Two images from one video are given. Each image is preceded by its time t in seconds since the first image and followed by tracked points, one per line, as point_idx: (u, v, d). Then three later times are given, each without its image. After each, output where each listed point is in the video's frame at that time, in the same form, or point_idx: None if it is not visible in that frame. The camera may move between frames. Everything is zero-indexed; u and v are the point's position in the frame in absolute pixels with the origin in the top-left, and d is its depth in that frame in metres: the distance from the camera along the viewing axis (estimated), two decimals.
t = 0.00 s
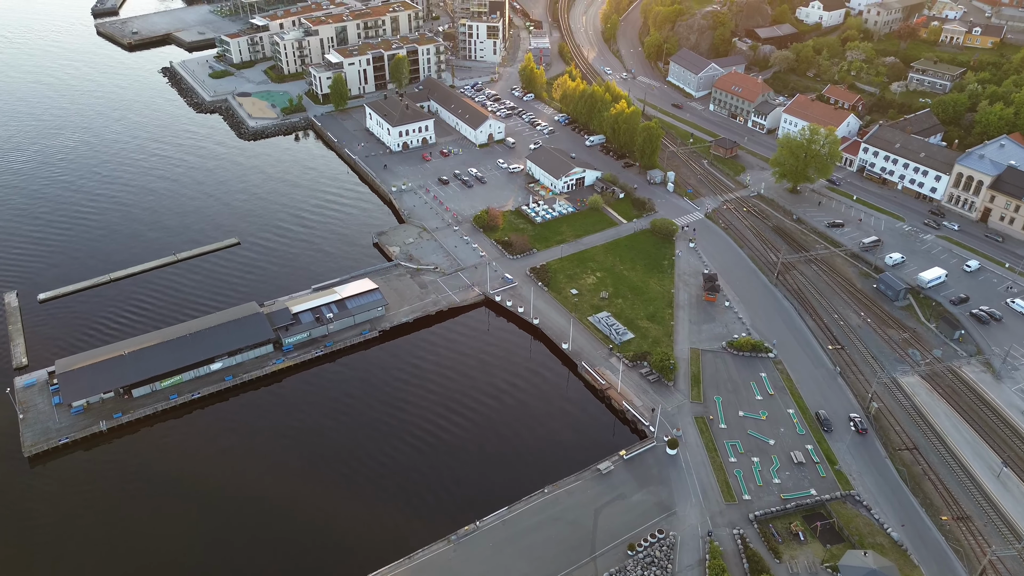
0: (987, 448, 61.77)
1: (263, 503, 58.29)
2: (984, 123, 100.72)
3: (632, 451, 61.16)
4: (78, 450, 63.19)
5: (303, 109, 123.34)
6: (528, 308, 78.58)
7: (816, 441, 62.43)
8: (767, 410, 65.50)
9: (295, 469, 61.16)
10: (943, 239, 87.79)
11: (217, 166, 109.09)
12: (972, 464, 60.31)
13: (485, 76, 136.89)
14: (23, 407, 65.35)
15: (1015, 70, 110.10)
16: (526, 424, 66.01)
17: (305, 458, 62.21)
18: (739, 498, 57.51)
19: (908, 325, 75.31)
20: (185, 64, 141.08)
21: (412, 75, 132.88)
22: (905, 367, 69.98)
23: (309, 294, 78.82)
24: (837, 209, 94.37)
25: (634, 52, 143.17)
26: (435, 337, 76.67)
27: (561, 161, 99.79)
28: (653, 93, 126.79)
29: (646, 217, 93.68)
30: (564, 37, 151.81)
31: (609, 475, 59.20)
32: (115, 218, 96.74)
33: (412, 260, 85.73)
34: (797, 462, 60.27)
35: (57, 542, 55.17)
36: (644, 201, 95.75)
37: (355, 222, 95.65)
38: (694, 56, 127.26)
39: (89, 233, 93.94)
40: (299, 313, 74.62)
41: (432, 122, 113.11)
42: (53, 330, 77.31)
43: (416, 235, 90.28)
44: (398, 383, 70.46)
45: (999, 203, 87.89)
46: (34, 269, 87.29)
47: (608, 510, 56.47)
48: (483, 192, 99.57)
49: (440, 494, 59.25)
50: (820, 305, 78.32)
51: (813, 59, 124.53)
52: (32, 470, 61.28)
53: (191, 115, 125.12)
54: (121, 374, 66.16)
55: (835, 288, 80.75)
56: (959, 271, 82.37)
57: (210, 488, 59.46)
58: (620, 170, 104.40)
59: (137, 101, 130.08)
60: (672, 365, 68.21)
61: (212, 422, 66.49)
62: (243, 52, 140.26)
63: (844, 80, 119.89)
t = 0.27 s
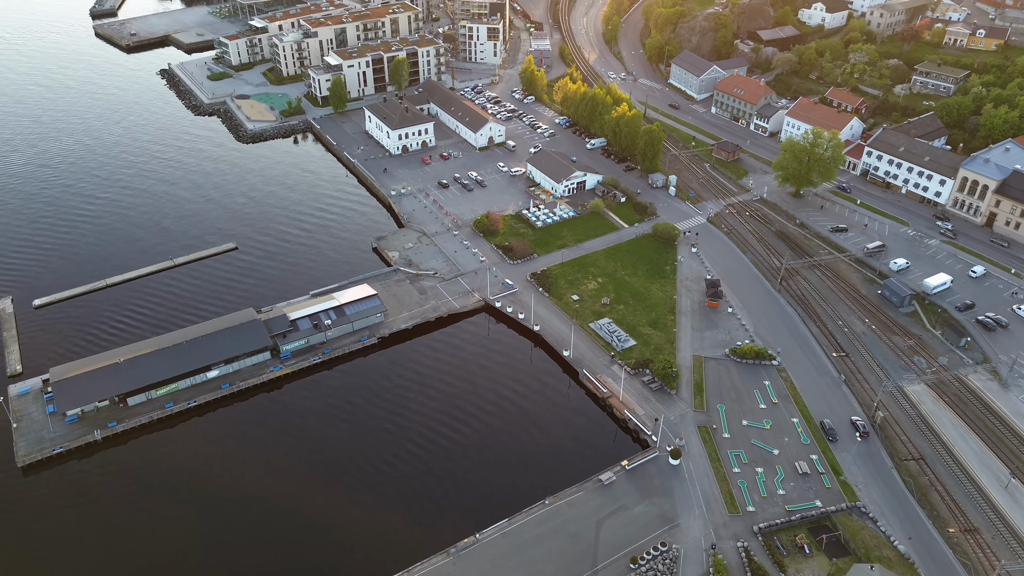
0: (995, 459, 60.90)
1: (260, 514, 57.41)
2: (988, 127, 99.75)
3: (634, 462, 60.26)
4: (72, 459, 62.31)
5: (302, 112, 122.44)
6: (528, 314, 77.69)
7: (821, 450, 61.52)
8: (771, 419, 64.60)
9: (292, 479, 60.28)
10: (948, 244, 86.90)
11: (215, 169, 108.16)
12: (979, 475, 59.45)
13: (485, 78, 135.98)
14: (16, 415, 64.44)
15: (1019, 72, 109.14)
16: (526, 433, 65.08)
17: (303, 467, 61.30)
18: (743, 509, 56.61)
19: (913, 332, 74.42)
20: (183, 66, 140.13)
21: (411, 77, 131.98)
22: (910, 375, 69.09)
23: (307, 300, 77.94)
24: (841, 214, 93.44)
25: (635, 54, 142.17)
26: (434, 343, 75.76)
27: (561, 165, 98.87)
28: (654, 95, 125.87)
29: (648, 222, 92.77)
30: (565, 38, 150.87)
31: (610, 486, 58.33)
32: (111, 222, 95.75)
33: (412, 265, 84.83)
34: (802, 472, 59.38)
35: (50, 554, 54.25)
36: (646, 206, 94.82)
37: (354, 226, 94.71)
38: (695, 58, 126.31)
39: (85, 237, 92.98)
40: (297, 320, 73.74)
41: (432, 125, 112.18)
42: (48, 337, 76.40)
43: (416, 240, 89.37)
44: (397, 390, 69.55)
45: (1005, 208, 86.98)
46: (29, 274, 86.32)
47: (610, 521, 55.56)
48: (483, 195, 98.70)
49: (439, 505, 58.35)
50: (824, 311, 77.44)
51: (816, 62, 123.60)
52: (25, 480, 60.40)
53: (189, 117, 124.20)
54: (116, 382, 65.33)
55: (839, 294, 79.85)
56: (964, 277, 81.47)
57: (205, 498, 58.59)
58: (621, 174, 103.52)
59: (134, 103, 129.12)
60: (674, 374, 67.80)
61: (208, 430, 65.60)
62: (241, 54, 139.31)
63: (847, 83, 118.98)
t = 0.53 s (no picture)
0: (1002, 467, 60.06)
1: (257, 522, 56.54)
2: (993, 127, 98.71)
3: (636, 469, 59.40)
4: (67, 467, 61.49)
5: (301, 112, 121.48)
6: (529, 318, 76.83)
7: (826, 458, 60.65)
8: (775, 425, 63.71)
9: (290, 486, 59.41)
10: (953, 246, 85.99)
11: (213, 170, 107.21)
12: (986, 483, 58.59)
13: (485, 77, 134.99)
14: (11, 422, 63.59)
15: None
16: (527, 439, 64.17)
17: (300, 474, 60.41)
18: (747, 518, 55.75)
19: (918, 336, 73.54)
20: (181, 66, 139.14)
21: (411, 77, 130.98)
22: (916, 381, 68.21)
23: (305, 304, 77.05)
24: (845, 216, 92.51)
25: (637, 53, 141.17)
26: (434, 347, 74.88)
27: (562, 166, 97.93)
28: (656, 95, 124.87)
29: (650, 224, 91.87)
30: (566, 38, 149.81)
31: (612, 495, 57.48)
32: (107, 224, 94.80)
33: (411, 268, 83.95)
34: (806, 480, 58.52)
35: (42, 563, 53.35)
36: (647, 207, 93.88)
37: (353, 228, 93.80)
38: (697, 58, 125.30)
39: (82, 238, 92.02)
40: (295, 324, 72.88)
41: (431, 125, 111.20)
42: (43, 341, 75.52)
43: (415, 242, 88.46)
44: (396, 396, 68.64)
45: (1011, 210, 86.03)
46: (24, 276, 85.38)
47: (612, 531, 54.74)
48: (483, 197, 97.79)
49: (438, 514, 57.43)
50: (828, 315, 76.55)
51: (819, 61, 122.60)
52: (19, 488, 59.54)
53: (187, 117, 123.25)
54: (112, 388, 64.50)
55: (844, 298, 78.95)
56: (970, 281, 80.55)
57: (201, 506, 57.75)
58: (623, 175, 102.61)
59: (132, 102, 128.16)
60: (677, 380, 66.94)
61: (204, 437, 64.72)
62: (240, 53, 138.33)
63: (850, 83, 118.00)
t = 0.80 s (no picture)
0: (1008, 467, 59.36)
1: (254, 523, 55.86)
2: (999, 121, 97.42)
3: (638, 470, 58.68)
4: (62, 467, 60.79)
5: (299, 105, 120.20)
6: (529, 315, 75.96)
7: (830, 459, 59.93)
8: (778, 425, 62.97)
9: (288, 487, 58.68)
10: (959, 242, 85.01)
11: (210, 163, 106.03)
12: (992, 485, 57.91)
13: (486, 70, 133.61)
14: (5, 421, 62.85)
15: None
16: (527, 438, 63.41)
17: (298, 474, 59.72)
18: (750, 520, 55.10)
19: (924, 334, 72.72)
20: (178, 58, 137.68)
21: (410, 70, 129.59)
22: (921, 380, 67.44)
23: (303, 301, 76.17)
24: (849, 211, 91.48)
25: (639, 45, 139.69)
26: (433, 345, 74.03)
27: (563, 160, 96.80)
28: (657, 88, 123.55)
29: (652, 219, 90.87)
30: (567, 29, 148.26)
31: (613, 496, 56.80)
32: (103, 218, 93.69)
33: (411, 264, 83.02)
34: (810, 482, 57.82)
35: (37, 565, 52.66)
36: (649, 202, 92.81)
37: (351, 223, 92.75)
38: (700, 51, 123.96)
39: (77, 233, 90.95)
40: (293, 321, 72.03)
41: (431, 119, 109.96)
42: (39, 338, 74.69)
43: (415, 238, 87.48)
44: (395, 394, 67.84)
45: (1017, 206, 84.88)
46: (19, 272, 84.41)
47: (614, 533, 54.09)
48: (483, 192, 96.73)
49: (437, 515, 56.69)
50: (832, 312, 75.69)
51: (822, 54, 121.23)
52: (14, 488, 58.86)
53: (184, 110, 121.96)
54: (107, 387, 63.71)
55: (848, 295, 78.05)
56: (975, 277, 79.63)
57: (198, 507, 57.07)
58: (624, 170, 101.53)
59: (129, 95, 126.78)
60: (679, 378, 66.13)
61: (201, 436, 63.98)
62: (237, 45, 136.87)
63: (854, 76, 116.74)
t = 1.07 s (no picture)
0: (1013, 460, 58.82)
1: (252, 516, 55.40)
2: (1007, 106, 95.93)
3: (640, 463, 58.14)
4: (59, 458, 60.28)
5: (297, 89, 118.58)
6: (530, 304, 75.14)
7: (833, 451, 59.38)
8: (781, 417, 62.38)
9: (286, 479, 58.18)
10: (965, 230, 83.96)
11: (207, 149, 104.69)
12: (997, 477, 57.39)
13: (486, 53, 131.70)
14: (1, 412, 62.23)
15: None
16: (528, 429, 62.82)
17: (297, 466, 59.21)
18: (752, 513, 54.65)
19: (929, 324, 71.93)
20: (174, 41, 135.68)
21: (410, 53, 127.68)
22: (925, 371, 66.75)
23: (301, 290, 75.32)
24: (854, 198, 90.36)
25: (642, 29, 137.60)
26: (433, 334, 73.29)
27: (565, 146, 95.50)
28: (660, 72, 121.80)
29: (654, 206, 89.77)
30: (568, 12, 146.05)
31: (615, 489, 56.32)
32: (98, 205, 92.54)
33: (410, 252, 82.08)
34: (813, 474, 57.31)
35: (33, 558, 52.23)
36: (651, 189, 91.64)
37: (350, 210, 91.59)
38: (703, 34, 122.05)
39: (73, 220, 89.83)
40: (291, 311, 71.24)
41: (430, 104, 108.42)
42: (35, 327, 73.91)
43: (414, 225, 86.45)
44: (395, 385, 67.21)
45: None
46: (15, 259, 83.43)
47: (615, 526, 53.64)
48: (483, 178, 95.52)
49: (437, 507, 56.23)
50: (836, 302, 74.85)
51: (828, 37, 119.34)
52: (10, 480, 58.34)
53: (180, 94, 120.31)
54: (103, 378, 63.04)
55: (853, 284, 77.16)
56: (981, 266, 78.67)
57: (196, 500, 56.58)
58: (626, 155, 100.21)
59: (124, 78, 125.02)
60: (681, 369, 65.44)
61: (199, 427, 63.42)
62: (234, 28, 134.83)
63: (860, 59, 114.99)
